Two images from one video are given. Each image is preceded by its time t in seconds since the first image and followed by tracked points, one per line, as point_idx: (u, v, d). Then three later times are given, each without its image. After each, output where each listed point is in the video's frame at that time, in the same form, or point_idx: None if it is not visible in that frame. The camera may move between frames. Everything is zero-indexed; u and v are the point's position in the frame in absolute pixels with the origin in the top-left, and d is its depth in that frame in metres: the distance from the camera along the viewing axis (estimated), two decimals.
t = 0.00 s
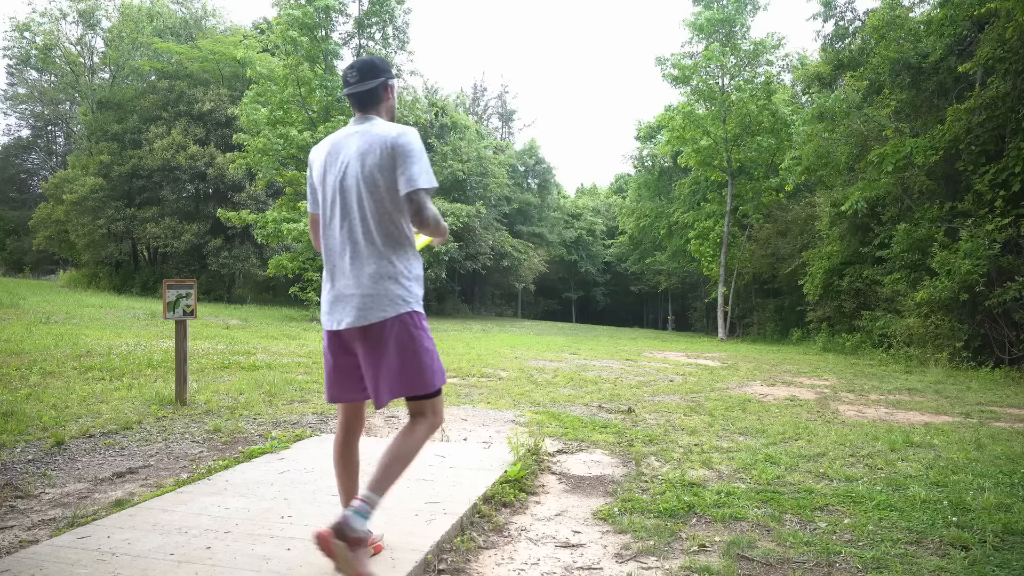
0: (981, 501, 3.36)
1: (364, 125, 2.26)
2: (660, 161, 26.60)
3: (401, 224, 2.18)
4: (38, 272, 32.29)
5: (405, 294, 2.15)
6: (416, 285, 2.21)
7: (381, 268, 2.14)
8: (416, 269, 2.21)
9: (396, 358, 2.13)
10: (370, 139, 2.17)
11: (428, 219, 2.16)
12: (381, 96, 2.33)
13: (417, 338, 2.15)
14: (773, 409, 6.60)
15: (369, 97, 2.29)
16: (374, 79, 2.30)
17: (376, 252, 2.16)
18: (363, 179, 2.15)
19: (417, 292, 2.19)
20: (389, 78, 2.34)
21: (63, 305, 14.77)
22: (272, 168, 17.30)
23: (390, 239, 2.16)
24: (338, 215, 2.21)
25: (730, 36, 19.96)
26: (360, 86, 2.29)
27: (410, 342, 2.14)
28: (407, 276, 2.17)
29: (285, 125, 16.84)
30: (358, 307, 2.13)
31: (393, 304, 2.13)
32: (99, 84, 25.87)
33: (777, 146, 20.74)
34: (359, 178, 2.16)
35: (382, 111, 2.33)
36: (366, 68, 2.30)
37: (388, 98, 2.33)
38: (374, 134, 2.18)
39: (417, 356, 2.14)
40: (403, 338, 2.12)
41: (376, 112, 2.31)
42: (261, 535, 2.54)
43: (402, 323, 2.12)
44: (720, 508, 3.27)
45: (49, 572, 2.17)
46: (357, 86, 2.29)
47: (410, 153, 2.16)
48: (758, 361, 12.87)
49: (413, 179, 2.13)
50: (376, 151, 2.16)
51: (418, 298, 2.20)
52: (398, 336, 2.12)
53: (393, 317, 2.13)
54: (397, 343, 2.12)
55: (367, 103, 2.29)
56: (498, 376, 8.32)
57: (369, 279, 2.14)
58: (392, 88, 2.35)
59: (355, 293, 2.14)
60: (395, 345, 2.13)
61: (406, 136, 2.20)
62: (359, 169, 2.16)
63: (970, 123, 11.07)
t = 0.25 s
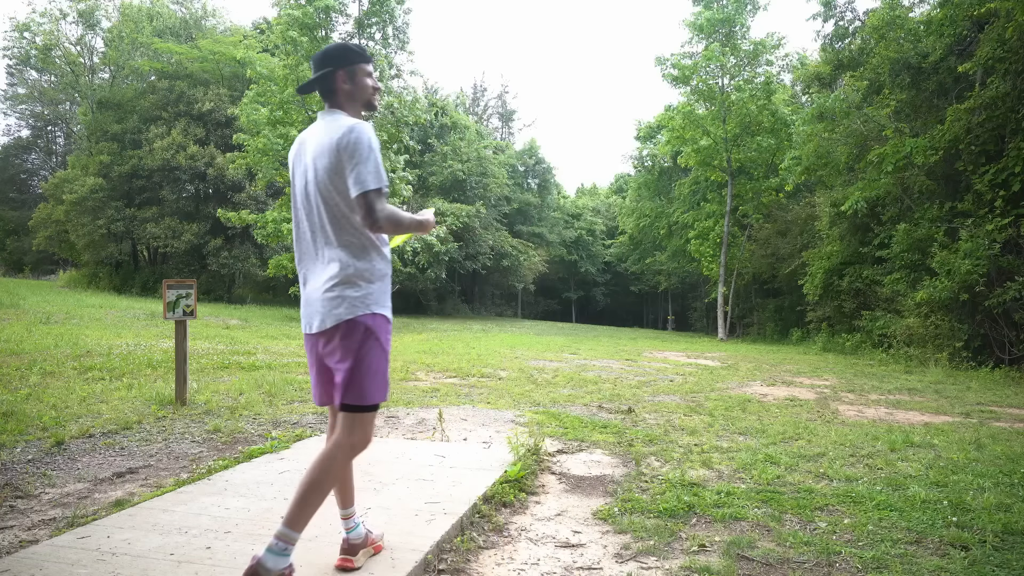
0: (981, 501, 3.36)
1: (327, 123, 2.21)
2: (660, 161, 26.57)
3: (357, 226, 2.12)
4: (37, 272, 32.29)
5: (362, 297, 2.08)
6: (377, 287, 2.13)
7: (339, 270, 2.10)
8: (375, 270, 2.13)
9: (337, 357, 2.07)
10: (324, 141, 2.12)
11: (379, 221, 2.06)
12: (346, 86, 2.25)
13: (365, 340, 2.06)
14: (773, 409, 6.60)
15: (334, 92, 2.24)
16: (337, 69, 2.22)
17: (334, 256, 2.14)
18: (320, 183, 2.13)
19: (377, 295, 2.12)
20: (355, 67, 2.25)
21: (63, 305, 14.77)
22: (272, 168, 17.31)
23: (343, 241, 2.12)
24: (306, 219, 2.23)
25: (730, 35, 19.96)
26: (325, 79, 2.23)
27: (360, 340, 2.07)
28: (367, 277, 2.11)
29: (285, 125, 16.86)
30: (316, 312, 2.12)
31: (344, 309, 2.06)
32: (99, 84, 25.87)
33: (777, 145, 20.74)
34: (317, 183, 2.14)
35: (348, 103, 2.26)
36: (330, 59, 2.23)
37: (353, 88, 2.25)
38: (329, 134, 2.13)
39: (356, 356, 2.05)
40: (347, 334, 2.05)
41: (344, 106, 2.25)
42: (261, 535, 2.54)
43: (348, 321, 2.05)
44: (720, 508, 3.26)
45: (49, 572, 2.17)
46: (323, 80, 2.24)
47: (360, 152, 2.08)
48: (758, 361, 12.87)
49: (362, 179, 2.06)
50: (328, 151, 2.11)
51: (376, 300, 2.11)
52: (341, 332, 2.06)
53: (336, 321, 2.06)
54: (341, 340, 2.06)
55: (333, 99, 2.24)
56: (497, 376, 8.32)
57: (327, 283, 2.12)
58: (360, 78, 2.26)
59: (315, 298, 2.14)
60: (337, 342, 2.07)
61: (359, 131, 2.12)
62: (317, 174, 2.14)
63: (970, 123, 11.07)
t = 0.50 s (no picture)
0: (981, 501, 3.36)
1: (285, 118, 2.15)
2: (660, 161, 26.56)
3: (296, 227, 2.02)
4: (37, 272, 32.28)
5: (304, 301, 2.00)
6: (325, 290, 2.03)
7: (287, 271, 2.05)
8: (320, 272, 2.03)
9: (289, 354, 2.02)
10: (270, 138, 2.05)
11: (299, 224, 1.92)
12: (308, 78, 2.17)
13: (314, 336, 1.98)
14: (773, 409, 6.60)
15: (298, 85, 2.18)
16: (298, 59, 2.15)
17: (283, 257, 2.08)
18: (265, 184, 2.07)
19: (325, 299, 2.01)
20: (317, 57, 2.15)
21: (63, 305, 14.77)
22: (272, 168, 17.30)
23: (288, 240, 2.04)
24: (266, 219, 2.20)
25: (731, 35, 19.96)
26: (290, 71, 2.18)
27: (307, 341, 1.98)
28: (311, 280, 2.02)
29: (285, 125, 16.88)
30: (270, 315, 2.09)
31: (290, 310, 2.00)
32: (99, 84, 25.86)
33: (777, 146, 20.73)
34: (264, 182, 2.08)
35: (310, 95, 2.17)
36: (293, 50, 2.16)
37: (315, 80, 2.16)
38: (276, 130, 2.06)
39: (306, 354, 1.98)
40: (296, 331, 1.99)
41: (304, 100, 2.17)
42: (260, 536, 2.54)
43: (296, 319, 1.99)
44: (720, 508, 3.26)
45: (49, 572, 2.17)
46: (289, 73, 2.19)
47: (295, 149, 1.97)
48: (758, 361, 12.86)
49: (291, 177, 1.95)
50: (272, 148, 2.05)
51: (324, 302, 2.02)
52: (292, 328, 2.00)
53: (287, 316, 2.01)
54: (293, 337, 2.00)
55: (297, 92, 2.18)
56: (497, 376, 8.32)
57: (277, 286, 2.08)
58: (322, 69, 2.17)
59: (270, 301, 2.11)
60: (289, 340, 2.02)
61: (300, 126, 2.01)
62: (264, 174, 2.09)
63: (970, 123, 11.08)
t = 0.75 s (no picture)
0: (981, 501, 3.36)
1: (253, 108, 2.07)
2: (660, 161, 26.52)
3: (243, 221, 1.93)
4: (37, 273, 32.27)
5: (254, 299, 1.92)
6: (276, 288, 1.92)
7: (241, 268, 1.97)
8: (270, 269, 1.92)
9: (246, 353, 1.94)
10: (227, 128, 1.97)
11: (229, 218, 1.80)
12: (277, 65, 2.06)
13: (269, 333, 1.90)
14: (773, 409, 6.60)
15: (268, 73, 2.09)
16: (268, 43, 2.06)
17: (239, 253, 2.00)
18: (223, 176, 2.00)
19: (275, 297, 1.91)
20: (284, 42, 2.04)
21: (64, 305, 14.78)
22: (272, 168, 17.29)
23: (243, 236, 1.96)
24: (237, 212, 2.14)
25: (731, 35, 19.96)
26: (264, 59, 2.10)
27: (262, 338, 1.90)
28: (262, 276, 1.93)
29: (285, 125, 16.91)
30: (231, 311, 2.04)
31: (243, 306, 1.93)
32: (99, 84, 25.86)
33: (777, 146, 20.73)
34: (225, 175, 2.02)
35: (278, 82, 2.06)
36: (264, 35, 2.08)
37: (287, 66, 2.05)
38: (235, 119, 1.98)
39: (262, 353, 1.90)
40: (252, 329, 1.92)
41: (274, 89, 2.08)
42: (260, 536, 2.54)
43: (249, 316, 1.92)
44: (720, 509, 3.26)
45: (49, 572, 2.17)
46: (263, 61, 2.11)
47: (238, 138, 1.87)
48: (758, 361, 12.87)
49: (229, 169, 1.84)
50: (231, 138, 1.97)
51: (276, 301, 1.92)
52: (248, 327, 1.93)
53: (241, 313, 1.93)
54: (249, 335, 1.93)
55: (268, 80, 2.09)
56: (497, 376, 8.32)
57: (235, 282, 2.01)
58: (291, 54, 2.05)
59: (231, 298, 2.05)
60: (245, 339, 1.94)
61: (249, 114, 1.91)
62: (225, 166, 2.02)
63: (970, 123, 11.08)
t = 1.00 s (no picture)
0: (981, 501, 3.36)
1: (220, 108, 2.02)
2: (660, 161, 26.50)
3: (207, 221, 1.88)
4: (37, 273, 32.26)
5: (219, 299, 1.88)
6: (239, 289, 1.86)
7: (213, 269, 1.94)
8: (235, 268, 1.87)
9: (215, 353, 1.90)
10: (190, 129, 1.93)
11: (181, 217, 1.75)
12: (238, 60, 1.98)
13: (235, 335, 1.85)
14: (773, 409, 6.60)
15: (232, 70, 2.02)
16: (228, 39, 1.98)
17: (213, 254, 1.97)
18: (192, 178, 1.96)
19: (238, 297, 1.86)
20: (241, 34, 1.95)
21: (63, 305, 14.77)
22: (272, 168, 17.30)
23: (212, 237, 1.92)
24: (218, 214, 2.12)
25: (731, 35, 19.97)
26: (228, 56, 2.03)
27: (228, 339, 1.86)
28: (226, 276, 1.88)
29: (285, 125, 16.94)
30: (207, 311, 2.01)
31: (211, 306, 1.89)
32: (99, 84, 25.86)
33: (777, 146, 20.71)
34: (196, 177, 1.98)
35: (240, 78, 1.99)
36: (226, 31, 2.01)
37: (249, 61, 1.97)
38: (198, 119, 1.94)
39: (229, 354, 1.86)
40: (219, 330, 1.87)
41: (239, 86, 2.02)
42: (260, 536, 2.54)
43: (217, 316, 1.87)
44: (721, 508, 3.26)
45: (49, 572, 2.17)
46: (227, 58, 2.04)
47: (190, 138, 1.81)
48: (758, 361, 12.86)
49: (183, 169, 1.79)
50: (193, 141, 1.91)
51: (240, 301, 1.86)
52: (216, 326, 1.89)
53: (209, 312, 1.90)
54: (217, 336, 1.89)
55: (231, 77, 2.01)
56: (497, 376, 8.32)
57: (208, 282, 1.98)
58: (249, 47, 1.96)
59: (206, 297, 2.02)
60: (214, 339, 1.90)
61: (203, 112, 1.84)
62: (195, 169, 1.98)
63: (970, 123, 11.09)
